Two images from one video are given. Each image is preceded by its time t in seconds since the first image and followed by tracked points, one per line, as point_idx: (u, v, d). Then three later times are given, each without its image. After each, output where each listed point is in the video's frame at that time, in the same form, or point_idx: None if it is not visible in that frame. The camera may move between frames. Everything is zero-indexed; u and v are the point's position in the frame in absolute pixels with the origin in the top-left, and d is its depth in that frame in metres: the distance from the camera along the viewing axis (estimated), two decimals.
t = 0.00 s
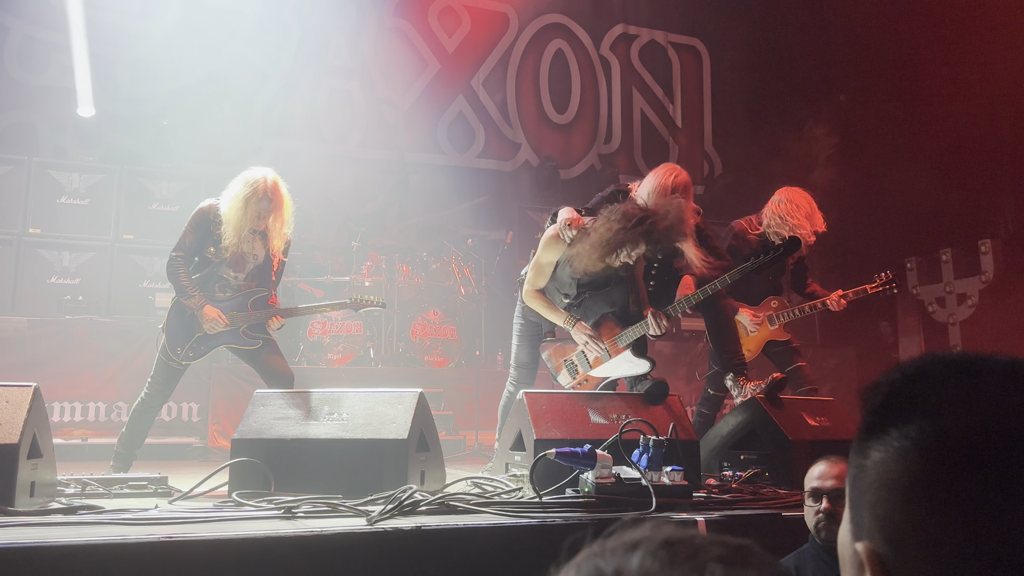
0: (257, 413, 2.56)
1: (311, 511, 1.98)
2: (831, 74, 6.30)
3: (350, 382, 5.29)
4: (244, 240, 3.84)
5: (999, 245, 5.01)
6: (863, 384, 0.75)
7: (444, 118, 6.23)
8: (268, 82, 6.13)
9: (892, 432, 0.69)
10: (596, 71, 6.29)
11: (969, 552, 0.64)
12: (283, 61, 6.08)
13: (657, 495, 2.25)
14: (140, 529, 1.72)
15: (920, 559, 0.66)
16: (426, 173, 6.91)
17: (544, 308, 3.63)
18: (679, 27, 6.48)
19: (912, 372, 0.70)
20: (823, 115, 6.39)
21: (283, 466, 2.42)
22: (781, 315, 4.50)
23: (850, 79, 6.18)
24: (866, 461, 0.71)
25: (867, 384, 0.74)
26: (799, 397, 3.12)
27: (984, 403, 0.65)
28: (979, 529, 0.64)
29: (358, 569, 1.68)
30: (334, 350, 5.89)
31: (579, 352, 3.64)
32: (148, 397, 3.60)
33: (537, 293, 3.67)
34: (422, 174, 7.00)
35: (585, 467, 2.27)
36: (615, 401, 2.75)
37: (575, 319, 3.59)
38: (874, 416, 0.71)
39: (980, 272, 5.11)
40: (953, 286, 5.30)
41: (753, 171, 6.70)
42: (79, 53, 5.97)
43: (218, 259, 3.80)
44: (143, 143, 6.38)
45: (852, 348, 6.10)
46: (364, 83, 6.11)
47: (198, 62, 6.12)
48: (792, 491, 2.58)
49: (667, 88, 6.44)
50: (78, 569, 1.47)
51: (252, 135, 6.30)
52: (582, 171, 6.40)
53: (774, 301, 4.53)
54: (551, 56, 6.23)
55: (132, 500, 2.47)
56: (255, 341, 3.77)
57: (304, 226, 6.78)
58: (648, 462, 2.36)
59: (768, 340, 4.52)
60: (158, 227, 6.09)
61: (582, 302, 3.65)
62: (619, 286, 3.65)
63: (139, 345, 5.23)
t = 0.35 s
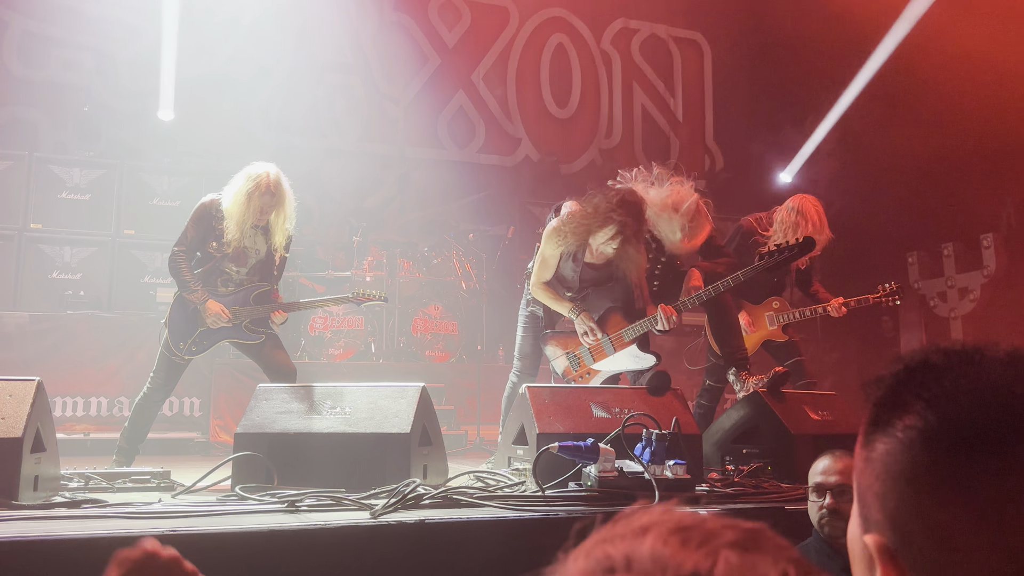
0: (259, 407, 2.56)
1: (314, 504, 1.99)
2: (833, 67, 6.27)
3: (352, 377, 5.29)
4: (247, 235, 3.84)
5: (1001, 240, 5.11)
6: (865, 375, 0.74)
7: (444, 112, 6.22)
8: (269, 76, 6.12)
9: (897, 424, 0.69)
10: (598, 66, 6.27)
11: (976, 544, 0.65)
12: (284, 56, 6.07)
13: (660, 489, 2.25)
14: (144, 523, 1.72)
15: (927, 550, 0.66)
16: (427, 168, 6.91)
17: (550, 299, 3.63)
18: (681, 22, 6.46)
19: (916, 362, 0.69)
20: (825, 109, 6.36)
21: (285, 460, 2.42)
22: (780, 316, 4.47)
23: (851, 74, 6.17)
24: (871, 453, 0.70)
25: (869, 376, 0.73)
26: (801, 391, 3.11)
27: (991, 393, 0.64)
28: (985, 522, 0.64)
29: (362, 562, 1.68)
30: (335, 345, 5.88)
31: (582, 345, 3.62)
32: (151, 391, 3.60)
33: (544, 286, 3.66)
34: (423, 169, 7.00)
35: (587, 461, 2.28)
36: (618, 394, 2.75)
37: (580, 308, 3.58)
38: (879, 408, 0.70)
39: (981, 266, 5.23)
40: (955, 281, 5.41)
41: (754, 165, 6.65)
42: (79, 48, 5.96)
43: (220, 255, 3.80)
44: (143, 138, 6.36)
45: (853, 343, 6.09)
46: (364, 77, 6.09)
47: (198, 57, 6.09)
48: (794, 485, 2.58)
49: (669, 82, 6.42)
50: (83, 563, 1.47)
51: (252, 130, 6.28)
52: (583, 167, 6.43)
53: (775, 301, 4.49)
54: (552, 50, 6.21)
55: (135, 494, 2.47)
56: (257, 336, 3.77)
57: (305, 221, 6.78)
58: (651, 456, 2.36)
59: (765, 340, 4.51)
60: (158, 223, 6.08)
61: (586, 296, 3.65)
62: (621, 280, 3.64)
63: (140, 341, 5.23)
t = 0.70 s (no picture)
0: (256, 402, 2.56)
1: (311, 499, 1.99)
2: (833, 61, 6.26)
3: (349, 372, 5.30)
4: (244, 231, 3.84)
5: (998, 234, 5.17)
6: (854, 373, 0.76)
7: (443, 108, 6.20)
8: (265, 71, 6.10)
9: (885, 418, 0.70)
10: (596, 61, 6.23)
11: (964, 541, 0.65)
12: (280, 50, 6.04)
13: (656, 484, 2.26)
14: (139, 518, 1.72)
15: (912, 544, 0.66)
16: (424, 163, 6.91)
17: (544, 298, 3.67)
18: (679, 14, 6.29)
19: (904, 358, 0.71)
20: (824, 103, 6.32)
21: (281, 455, 2.43)
22: (781, 306, 4.52)
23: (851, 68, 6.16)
24: (860, 448, 0.72)
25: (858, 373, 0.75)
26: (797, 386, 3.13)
27: (974, 388, 0.65)
28: (974, 518, 0.64)
29: (359, 558, 1.68)
30: (333, 340, 5.89)
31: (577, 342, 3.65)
32: (148, 387, 3.60)
33: (538, 283, 3.70)
34: (421, 164, 6.99)
35: (584, 456, 2.28)
36: (614, 389, 2.76)
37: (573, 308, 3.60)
38: (868, 403, 0.72)
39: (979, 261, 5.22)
40: (950, 276, 5.40)
41: (752, 159, 6.52)
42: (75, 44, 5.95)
43: (217, 250, 3.79)
44: (140, 134, 6.35)
45: (850, 338, 6.10)
46: (361, 72, 6.07)
47: (195, 51, 6.07)
48: (790, 480, 2.59)
49: (667, 78, 6.34)
50: (78, 559, 1.47)
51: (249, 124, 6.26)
52: (582, 161, 6.35)
53: (775, 292, 4.55)
54: (549, 45, 6.18)
55: (132, 490, 2.47)
56: (254, 332, 3.76)
57: (303, 217, 6.77)
58: (647, 450, 2.37)
59: (766, 331, 4.52)
60: (155, 218, 6.07)
61: (582, 292, 3.65)
62: (615, 275, 3.62)
63: (138, 336, 5.23)
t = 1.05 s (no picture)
0: (246, 400, 2.55)
1: (300, 497, 1.99)
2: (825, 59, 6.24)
3: (341, 370, 5.29)
4: (234, 230, 3.83)
5: (988, 233, 5.26)
6: (845, 364, 0.77)
7: (434, 105, 6.19)
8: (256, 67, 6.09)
9: (873, 410, 0.71)
10: (588, 59, 6.25)
11: (944, 534, 0.67)
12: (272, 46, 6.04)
13: (645, 480, 2.27)
14: (129, 515, 1.72)
15: (895, 535, 0.69)
16: (415, 161, 6.92)
17: (531, 298, 3.65)
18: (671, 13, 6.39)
19: (893, 350, 0.71)
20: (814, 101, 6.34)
21: (271, 452, 2.43)
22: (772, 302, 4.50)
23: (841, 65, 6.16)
24: (846, 439, 0.73)
25: (848, 364, 0.76)
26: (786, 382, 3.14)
27: (962, 384, 0.65)
28: (954, 511, 0.66)
29: (348, 555, 1.69)
30: (324, 338, 5.93)
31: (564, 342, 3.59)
32: (139, 385, 3.59)
33: (525, 284, 3.68)
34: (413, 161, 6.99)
35: (574, 452, 2.29)
36: (605, 386, 2.77)
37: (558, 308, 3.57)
38: (856, 394, 0.73)
39: (969, 258, 5.35)
40: (942, 272, 5.56)
41: (744, 157, 6.64)
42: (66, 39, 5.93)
43: (208, 249, 3.80)
44: (130, 130, 6.33)
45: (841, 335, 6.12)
46: (353, 68, 6.05)
47: (186, 48, 6.06)
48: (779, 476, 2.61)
49: (659, 75, 6.40)
50: (70, 555, 1.48)
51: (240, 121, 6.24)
52: (574, 158, 6.40)
53: (767, 288, 4.53)
54: (541, 42, 6.17)
55: (121, 487, 2.47)
56: (246, 329, 3.76)
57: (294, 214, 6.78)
58: (637, 447, 2.38)
59: (757, 326, 4.52)
60: (146, 215, 6.04)
61: (570, 290, 3.66)
62: (602, 270, 3.65)
63: (129, 333, 5.23)
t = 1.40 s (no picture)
0: (234, 400, 2.55)
1: (287, 497, 1.99)
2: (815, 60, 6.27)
3: (332, 370, 5.29)
4: (223, 229, 3.83)
5: (976, 234, 5.45)
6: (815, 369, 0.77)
7: (425, 106, 6.20)
8: (247, 67, 6.07)
9: (841, 416, 0.71)
10: (580, 60, 6.23)
11: (910, 539, 0.67)
12: (263, 45, 6.00)
13: (633, 480, 2.29)
14: (116, 516, 1.72)
15: (866, 540, 0.69)
16: (407, 161, 6.93)
17: (519, 297, 3.68)
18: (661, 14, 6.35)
19: (861, 356, 0.72)
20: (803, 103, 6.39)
21: (259, 452, 2.43)
22: (757, 307, 4.52)
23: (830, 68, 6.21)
24: (816, 444, 0.73)
25: (818, 370, 0.76)
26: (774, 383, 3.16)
27: (927, 390, 0.66)
28: (919, 517, 0.67)
29: (335, 555, 1.69)
30: (316, 339, 5.87)
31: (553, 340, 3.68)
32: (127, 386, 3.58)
33: (513, 282, 3.70)
34: (404, 162, 7.00)
35: (562, 453, 2.30)
36: (593, 387, 2.78)
37: (547, 308, 3.61)
38: (826, 400, 0.73)
39: (957, 260, 5.48)
40: (931, 275, 5.59)
41: (734, 159, 6.56)
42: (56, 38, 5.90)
43: (195, 248, 3.79)
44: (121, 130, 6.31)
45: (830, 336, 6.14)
46: (344, 67, 6.04)
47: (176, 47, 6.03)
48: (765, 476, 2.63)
49: (650, 77, 6.38)
50: (55, 556, 1.47)
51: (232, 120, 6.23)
52: (565, 159, 6.37)
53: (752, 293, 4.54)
54: (533, 43, 6.19)
55: (107, 488, 2.46)
56: (234, 328, 3.76)
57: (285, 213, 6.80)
58: (624, 447, 2.39)
59: (741, 330, 4.55)
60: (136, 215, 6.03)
61: (559, 291, 3.65)
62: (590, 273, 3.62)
63: (119, 333, 5.21)
